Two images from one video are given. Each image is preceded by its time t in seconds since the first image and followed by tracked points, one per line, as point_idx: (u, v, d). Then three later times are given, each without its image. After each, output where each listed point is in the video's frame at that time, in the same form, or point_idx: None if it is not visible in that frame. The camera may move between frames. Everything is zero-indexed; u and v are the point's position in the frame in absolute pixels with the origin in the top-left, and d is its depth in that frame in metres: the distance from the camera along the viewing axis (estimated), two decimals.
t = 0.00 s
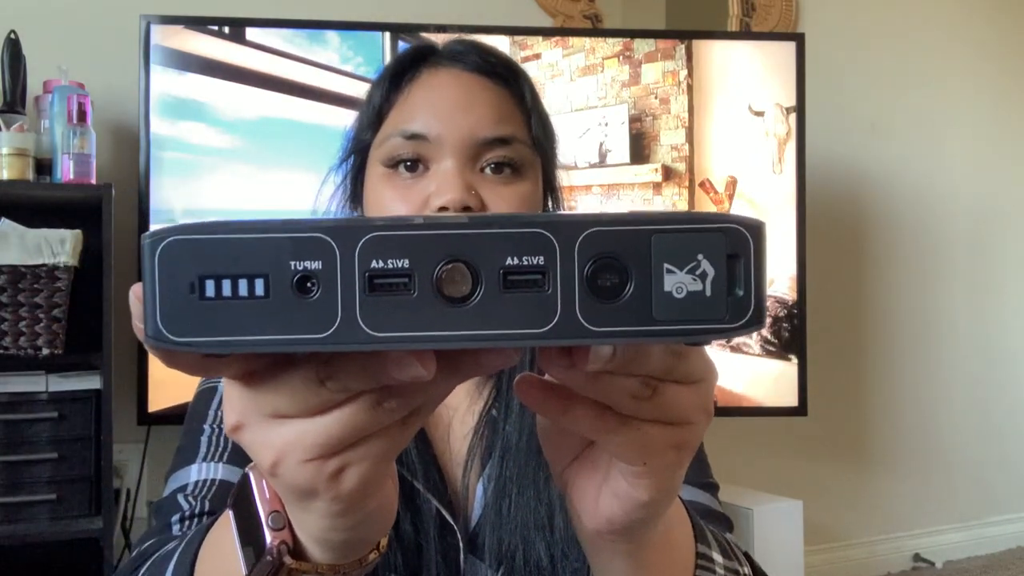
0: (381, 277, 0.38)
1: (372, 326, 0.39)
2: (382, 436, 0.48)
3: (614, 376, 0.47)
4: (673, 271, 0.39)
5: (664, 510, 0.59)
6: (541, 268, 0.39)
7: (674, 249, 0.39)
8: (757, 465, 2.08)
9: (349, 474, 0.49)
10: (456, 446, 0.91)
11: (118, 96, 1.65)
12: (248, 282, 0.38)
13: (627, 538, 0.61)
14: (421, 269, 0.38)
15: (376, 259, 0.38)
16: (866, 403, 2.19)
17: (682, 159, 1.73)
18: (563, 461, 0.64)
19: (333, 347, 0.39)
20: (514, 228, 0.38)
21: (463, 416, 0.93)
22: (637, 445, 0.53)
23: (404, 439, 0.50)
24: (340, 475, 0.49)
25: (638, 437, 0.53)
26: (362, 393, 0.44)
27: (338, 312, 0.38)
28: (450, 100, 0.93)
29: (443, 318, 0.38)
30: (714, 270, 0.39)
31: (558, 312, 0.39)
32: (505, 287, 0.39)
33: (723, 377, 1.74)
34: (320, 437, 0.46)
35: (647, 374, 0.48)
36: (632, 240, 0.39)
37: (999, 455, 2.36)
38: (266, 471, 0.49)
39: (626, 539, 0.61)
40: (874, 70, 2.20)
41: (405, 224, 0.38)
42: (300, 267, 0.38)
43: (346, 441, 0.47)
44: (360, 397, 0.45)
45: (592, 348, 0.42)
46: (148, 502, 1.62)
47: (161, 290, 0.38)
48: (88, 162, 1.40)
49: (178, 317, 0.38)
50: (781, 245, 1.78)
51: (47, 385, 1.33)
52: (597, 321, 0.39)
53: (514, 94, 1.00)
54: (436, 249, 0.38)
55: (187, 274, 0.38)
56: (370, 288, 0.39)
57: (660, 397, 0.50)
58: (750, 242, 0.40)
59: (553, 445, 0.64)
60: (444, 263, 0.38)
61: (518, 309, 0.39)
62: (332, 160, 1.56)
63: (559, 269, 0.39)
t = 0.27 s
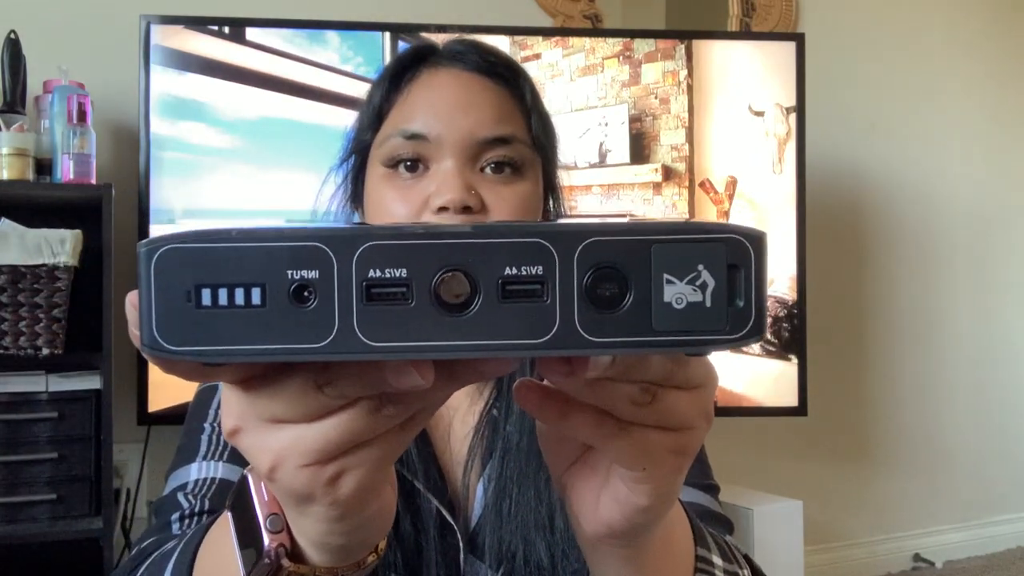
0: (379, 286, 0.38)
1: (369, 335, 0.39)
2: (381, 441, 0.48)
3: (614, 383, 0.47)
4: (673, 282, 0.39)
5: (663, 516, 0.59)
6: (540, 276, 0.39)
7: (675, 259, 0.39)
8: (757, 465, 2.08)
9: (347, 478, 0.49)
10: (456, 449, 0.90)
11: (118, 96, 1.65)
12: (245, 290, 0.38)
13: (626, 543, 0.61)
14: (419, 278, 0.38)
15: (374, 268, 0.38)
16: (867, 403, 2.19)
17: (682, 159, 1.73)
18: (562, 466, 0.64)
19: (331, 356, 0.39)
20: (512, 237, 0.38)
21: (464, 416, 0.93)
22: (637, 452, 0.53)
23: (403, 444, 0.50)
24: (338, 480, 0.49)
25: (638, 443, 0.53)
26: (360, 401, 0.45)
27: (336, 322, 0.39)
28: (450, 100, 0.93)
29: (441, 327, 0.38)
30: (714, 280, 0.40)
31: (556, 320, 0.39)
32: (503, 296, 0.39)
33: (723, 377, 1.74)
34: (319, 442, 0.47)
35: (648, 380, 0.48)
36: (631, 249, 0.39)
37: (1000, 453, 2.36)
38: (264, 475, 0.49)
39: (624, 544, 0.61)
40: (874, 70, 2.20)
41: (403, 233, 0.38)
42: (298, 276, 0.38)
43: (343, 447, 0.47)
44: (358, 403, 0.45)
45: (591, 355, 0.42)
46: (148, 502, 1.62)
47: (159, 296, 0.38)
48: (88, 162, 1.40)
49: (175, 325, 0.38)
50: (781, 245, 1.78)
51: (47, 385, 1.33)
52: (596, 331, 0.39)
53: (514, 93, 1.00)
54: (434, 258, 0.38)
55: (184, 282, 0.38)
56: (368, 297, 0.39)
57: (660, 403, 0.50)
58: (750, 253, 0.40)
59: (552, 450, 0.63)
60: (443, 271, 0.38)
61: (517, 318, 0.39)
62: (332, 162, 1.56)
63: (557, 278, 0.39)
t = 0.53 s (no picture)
0: (382, 280, 0.38)
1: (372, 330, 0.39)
2: (383, 437, 0.48)
3: (615, 381, 0.47)
4: (675, 278, 0.39)
5: (663, 516, 0.59)
6: (541, 272, 0.39)
7: (676, 255, 0.39)
8: (757, 465, 2.08)
9: (349, 474, 0.49)
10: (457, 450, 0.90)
11: (118, 96, 1.65)
12: (248, 284, 0.38)
13: (626, 543, 0.61)
14: (422, 272, 0.38)
15: (377, 262, 0.38)
16: (867, 403, 2.19)
17: (682, 159, 1.73)
18: (562, 465, 0.64)
19: (333, 349, 0.39)
20: (513, 232, 0.39)
21: (464, 416, 0.93)
22: (637, 451, 0.53)
23: (404, 440, 0.50)
24: (340, 476, 0.49)
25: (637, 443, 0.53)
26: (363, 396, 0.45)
27: (338, 316, 0.39)
28: (450, 99, 0.93)
29: (443, 322, 0.38)
30: (716, 276, 0.40)
31: (558, 315, 0.39)
32: (505, 291, 0.39)
33: (722, 377, 1.74)
34: (321, 438, 0.47)
35: (648, 380, 0.48)
36: (633, 245, 0.39)
37: (1000, 453, 2.36)
38: (266, 472, 0.49)
39: (625, 544, 0.61)
40: (874, 70, 2.20)
41: (407, 227, 0.38)
42: (301, 270, 0.38)
43: (346, 442, 0.47)
44: (360, 399, 0.45)
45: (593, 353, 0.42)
46: (148, 502, 1.62)
47: (163, 290, 0.38)
48: (88, 161, 1.40)
49: (178, 316, 0.38)
50: (781, 244, 1.78)
51: (47, 385, 1.33)
52: (598, 326, 0.39)
53: (515, 93, 1.00)
54: (438, 252, 0.38)
55: (188, 275, 0.38)
56: (371, 292, 0.39)
57: (660, 403, 0.50)
58: (752, 250, 0.40)
59: (553, 450, 0.63)
60: (445, 267, 0.38)
61: (518, 314, 0.39)
62: (332, 161, 1.56)
63: (559, 274, 0.39)
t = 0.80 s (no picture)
0: (373, 274, 0.39)
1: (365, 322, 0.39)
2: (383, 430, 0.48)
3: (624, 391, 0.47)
4: (655, 274, 0.39)
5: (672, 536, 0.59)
6: (528, 268, 0.39)
7: (657, 251, 0.39)
8: (757, 466, 2.08)
9: (352, 469, 0.48)
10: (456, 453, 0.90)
11: (117, 96, 1.65)
12: (244, 276, 0.38)
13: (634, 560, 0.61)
14: (413, 267, 0.38)
15: (369, 257, 0.38)
16: (867, 402, 2.19)
17: (682, 159, 1.73)
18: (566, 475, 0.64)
19: (325, 341, 0.39)
20: (501, 227, 0.39)
21: (462, 418, 0.93)
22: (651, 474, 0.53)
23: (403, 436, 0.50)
24: (342, 470, 0.48)
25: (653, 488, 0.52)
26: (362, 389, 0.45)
27: (331, 309, 0.39)
28: (446, 99, 0.93)
29: (431, 316, 0.39)
30: (696, 273, 0.39)
31: (545, 309, 0.39)
32: (492, 286, 0.39)
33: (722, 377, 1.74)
34: (323, 434, 0.46)
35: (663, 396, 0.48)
36: (615, 241, 0.39)
37: (1000, 453, 2.36)
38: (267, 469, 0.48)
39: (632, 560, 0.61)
40: (874, 70, 2.20)
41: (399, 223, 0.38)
42: (295, 263, 0.38)
43: (349, 436, 0.47)
44: (360, 394, 0.45)
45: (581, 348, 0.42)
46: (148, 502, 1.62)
47: (160, 281, 0.38)
48: (88, 161, 1.40)
49: (178, 308, 0.38)
50: (781, 244, 1.78)
51: (47, 385, 1.33)
52: (584, 321, 0.39)
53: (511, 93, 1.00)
54: (427, 248, 0.38)
55: (185, 268, 0.38)
56: (362, 285, 0.39)
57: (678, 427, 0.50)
58: (732, 246, 0.39)
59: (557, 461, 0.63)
60: (434, 262, 0.38)
61: (504, 309, 0.39)
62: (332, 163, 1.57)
63: (546, 270, 0.39)
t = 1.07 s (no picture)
0: (366, 299, 0.38)
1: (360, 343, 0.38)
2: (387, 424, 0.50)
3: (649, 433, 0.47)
4: (630, 309, 0.39)
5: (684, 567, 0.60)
6: (511, 299, 0.39)
7: (630, 285, 0.39)
8: (757, 466, 2.08)
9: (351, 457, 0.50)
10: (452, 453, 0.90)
11: (118, 96, 1.65)
12: (241, 296, 0.38)
13: None
14: (402, 293, 0.38)
15: (363, 282, 0.38)
16: (867, 403, 2.19)
17: (682, 158, 1.73)
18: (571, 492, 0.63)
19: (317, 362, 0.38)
20: (489, 259, 0.39)
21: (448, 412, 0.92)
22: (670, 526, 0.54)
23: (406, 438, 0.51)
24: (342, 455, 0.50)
25: (631, 530, 0.53)
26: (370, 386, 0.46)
27: (323, 332, 0.38)
28: (419, 92, 0.93)
29: (419, 341, 0.38)
30: (665, 308, 0.40)
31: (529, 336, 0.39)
32: (478, 313, 0.39)
33: (722, 377, 1.74)
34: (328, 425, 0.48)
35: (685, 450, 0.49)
36: (595, 278, 0.39)
37: (1000, 454, 2.36)
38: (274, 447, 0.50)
39: None
40: (874, 70, 2.19)
41: (393, 251, 0.38)
42: (290, 285, 0.38)
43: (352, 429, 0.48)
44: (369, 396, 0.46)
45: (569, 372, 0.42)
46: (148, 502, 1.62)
47: (160, 297, 0.38)
48: (88, 162, 1.40)
49: (174, 325, 0.38)
50: (780, 243, 1.78)
51: (47, 385, 1.33)
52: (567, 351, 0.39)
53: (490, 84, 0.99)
54: (416, 278, 0.38)
55: (184, 286, 0.38)
56: (355, 309, 0.38)
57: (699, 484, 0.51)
58: (699, 286, 0.40)
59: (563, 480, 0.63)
60: (422, 290, 0.38)
61: (489, 336, 0.39)
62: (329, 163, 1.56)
63: (529, 301, 0.39)
